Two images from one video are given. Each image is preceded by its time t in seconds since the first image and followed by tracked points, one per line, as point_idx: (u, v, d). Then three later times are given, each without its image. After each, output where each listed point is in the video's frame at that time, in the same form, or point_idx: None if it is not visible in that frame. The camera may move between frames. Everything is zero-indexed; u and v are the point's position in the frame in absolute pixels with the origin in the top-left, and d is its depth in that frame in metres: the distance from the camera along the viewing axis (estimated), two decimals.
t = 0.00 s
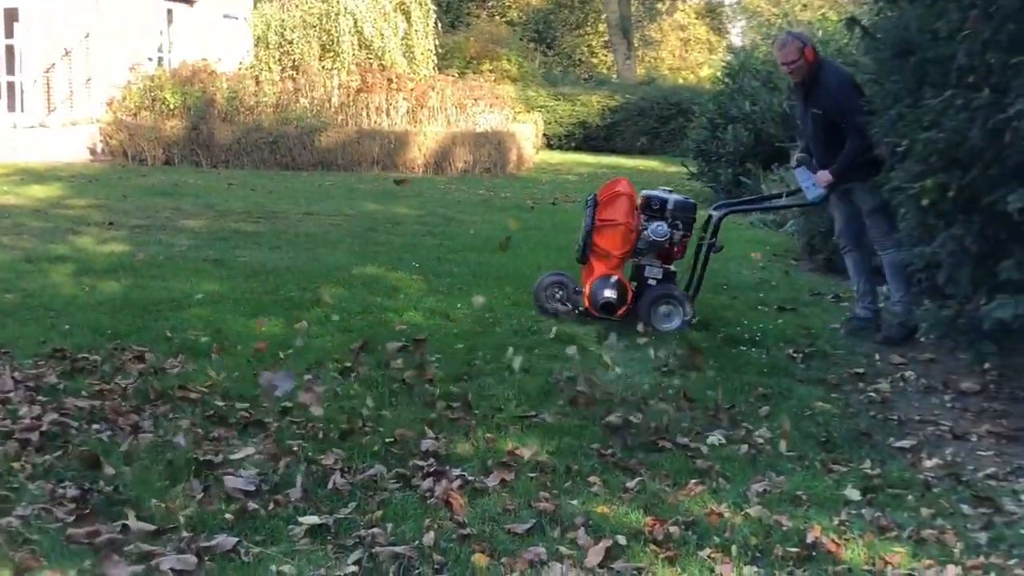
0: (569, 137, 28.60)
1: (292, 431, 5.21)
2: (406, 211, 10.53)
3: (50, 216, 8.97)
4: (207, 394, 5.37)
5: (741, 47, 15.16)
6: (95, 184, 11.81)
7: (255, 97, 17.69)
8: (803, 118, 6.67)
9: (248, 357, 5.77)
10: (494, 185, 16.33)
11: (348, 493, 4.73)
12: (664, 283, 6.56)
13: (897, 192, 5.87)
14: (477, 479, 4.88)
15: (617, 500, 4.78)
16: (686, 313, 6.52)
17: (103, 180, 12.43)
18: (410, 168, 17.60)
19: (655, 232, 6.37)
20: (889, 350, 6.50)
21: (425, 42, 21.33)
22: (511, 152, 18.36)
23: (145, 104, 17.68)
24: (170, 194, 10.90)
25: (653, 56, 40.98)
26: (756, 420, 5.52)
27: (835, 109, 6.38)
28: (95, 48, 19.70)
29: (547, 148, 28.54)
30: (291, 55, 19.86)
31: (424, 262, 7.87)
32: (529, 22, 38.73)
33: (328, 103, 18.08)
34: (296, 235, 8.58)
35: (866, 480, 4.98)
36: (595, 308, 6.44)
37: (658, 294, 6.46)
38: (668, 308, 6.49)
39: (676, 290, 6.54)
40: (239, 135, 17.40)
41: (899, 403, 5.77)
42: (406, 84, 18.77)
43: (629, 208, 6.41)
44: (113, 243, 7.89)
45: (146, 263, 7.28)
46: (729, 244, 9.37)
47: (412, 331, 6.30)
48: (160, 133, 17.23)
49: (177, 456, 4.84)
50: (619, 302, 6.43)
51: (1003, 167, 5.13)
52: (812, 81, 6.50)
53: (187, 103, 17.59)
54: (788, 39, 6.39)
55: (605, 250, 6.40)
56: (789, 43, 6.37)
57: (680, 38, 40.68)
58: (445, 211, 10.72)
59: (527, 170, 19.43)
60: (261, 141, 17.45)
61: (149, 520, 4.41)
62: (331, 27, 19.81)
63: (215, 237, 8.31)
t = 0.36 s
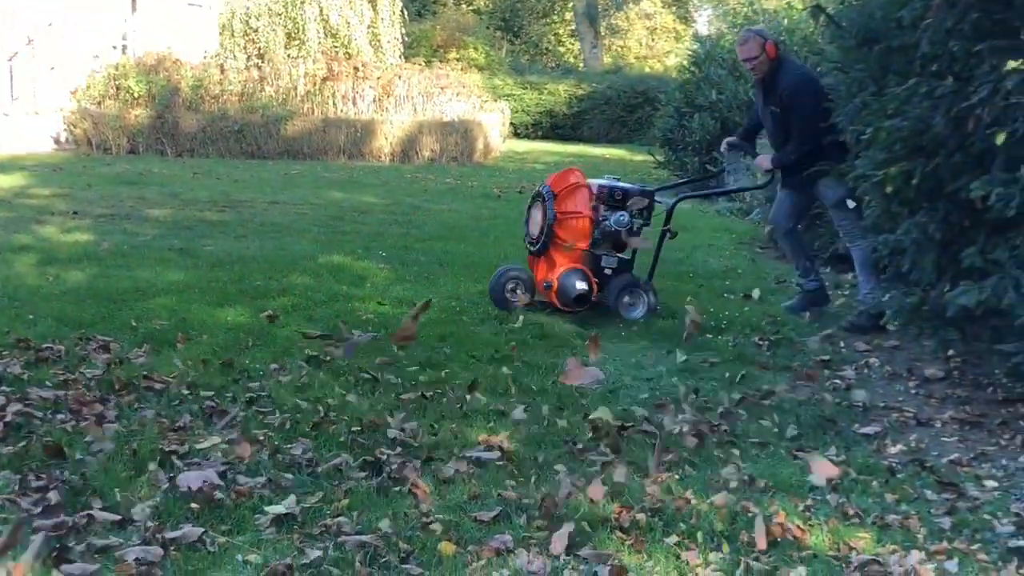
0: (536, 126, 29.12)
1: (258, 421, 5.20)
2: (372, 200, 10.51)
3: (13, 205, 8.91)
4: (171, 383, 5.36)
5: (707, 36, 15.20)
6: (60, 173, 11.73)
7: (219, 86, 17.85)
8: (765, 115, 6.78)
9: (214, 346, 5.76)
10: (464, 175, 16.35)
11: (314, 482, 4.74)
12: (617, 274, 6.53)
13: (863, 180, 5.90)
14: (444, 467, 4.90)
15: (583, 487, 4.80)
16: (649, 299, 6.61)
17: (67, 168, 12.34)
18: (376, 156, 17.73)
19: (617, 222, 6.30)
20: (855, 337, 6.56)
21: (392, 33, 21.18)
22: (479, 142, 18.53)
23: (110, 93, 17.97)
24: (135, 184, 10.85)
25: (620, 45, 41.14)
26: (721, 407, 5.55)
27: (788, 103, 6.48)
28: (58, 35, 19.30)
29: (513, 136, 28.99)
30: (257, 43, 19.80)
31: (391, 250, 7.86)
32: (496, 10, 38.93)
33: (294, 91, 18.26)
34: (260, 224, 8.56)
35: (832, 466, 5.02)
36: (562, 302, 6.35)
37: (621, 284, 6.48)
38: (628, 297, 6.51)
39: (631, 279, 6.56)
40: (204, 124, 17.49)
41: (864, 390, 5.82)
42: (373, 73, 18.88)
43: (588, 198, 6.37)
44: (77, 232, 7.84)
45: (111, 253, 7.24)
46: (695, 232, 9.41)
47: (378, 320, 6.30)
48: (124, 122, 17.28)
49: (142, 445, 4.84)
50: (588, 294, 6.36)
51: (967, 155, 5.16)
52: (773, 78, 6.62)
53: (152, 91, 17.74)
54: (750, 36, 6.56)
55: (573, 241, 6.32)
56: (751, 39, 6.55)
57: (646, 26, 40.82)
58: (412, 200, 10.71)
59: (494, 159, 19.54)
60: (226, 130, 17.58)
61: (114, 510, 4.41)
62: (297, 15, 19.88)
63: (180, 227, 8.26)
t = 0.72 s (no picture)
0: (526, 121, 29.33)
1: (247, 416, 5.20)
2: (360, 194, 10.52)
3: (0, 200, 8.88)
4: (160, 379, 5.35)
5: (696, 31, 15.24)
6: (48, 168, 11.69)
7: (209, 81, 17.75)
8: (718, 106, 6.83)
9: (203, 341, 5.76)
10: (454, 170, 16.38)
11: (304, 478, 4.74)
12: (569, 273, 6.41)
13: (851, 176, 5.90)
14: (433, 463, 4.91)
15: (573, 482, 4.82)
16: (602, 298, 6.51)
17: (54, 164, 12.29)
18: (366, 151, 17.82)
19: (576, 223, 6.17)
20: (842, 332, 6.58)
21: (381, 26, 21.22)
22: (468, 136, 18.69)
23: (98, 88, 17.64)
24: (124, 179, 10.81)
25: (609, 41, 41.21)
26: (709, 402, 5.57)
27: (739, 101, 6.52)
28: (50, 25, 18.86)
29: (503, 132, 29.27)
30: (245, 38, 19.16)
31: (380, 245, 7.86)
32: (485, 5, 38.91)
33: (282, 86, 18.23)
34: (249, 219, 8.57)
35: (821, 461, 5.04)
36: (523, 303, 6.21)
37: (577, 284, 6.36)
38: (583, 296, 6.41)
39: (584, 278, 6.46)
40: (193, 118, 17.43)
41: (852, 384, 5.84)
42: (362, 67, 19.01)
43: (549, 197, 6.18)
44: (65, 227, 7.82)
45: (99, 249, 7.22)
46: (683, 227, 9.44)
47: (367, 316, 6.31)
48: (113, 116, 17.33)
49: (131, 441, 4.84)
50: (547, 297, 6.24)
51: (955, 150, 5.17)
52: (724, 71, 6.62)
53: (141, 86, 17.52)
54: (700, 29, 6.48)
55: (534, 243, 6.16)
56: (703, 31, 6.48)
57: (635, 21, 40.96)
58: (402, 195, 10.71)
59: (484, 154, 19.80)
60: (216, 125, 17.58)
61: (103, 506, 4.41)
62: (285, 10, 19.75)
63: (169, 222, 8.24)
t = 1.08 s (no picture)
0: (536, 120, 29.24)
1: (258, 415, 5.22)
2: (370, 194, 10.54)
3: (12, 198, 8.92)
4: (170, 377, 5.36)
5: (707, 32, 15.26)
6: (60, 167, 11.75)
7: (219, 80, 17.94)
8: (679, 108, 6.86)
9: (213, 340, 5.77)
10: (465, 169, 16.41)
11: (314, 477, 4.75)
12: (533, 274, 6.42)
13: (862, 177, 5.90)
14: (441, 462, 4.91)
15: (583, 482, 4.82)
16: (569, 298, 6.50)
17: (67, 162, 12.35)
18: (377, 150, 17.82)
19: (532, 223, 6.21)
20: (853, 332, 6.57)
21: (392, 24, 20.75)
22: (477, 136, 18.78)
23: (110, 87, 18.02)
24: (135, 178, 10.85)
25: (620, 41, 41.21)
26: (720, 402, 5.56)
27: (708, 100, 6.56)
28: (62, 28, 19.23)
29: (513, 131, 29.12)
30: (256, 37, 18.69)
31: (390, 244, 7.88)
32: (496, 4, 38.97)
33: (294, 86, 18.39)
34: (262, 218, 8.58)
35: (832, 462, 5.04)
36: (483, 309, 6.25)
37: (540, 285, 6.37)
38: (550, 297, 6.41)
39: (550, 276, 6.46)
40: (203, 118, 17.57)
41: (863, 385, 5.83)
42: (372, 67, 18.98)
43: (502, 199, 6.21)
44: (76, 226, 7.85)
45: (109, 247, 7.24)
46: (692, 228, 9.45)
47: (378, 314, 6.31)
48: (124, 116, 17.63)
49: (143, 440, 4.85)
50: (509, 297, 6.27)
51: (966, 151, 5.16)
52: (691, 72, 6.65)
53: (151, 85, 17.81)
54: (670, 28, 6.53)
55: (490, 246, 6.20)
56: (673, 31, 6.53)
57: (645, 21, 41.08)
58: (412, 194, 10.74)
59: (493, 155, 19.85)
60: (226, 124, 17.67)
61: (115, 505, 4.43)
62: (296, 9, 19.14)
63: (179, 221, 8.27)
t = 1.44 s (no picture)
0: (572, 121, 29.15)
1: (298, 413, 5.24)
2: (409, 194, 10.60)
3: (56, 197, 9.01)
4: (210, 375, 5.39)
5: (745, 32, 15.21)
6: (102, 166, 11.84)
7: (259, 81, 17.95)
8: (678, 95, 6.81)
9: (254, 338, 5.80)
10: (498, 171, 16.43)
11: (354, 475, 4.77)
12: (509, 272, 6.38)
13: (903, 179, 5.86)
14: (480, 461, 4.92)
15: (621, 484, 4.81)
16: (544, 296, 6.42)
17: (110, 162, 12.45)
18: (414, 151, 17.94)
19: (501, 218, 6.23)
20: (892, 335, 6.54)
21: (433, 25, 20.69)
22: (515, 136, 18.84)
23: (151, 87, 17.83)
24: (178, 177, 10.92)
25: (657, 42, 41.15)
26: (760, 404, 5.54)
27: (708, 84, 6.54)
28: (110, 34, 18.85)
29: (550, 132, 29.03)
30: (296, 38, 18.45)
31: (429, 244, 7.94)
32: (533, 5, 39.00)
33: (332, 86, 18.50)
34: (304, 218, 8.60)
35: (872, 465, 5.01)
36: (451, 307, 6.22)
37: (511, 283, 6.32)
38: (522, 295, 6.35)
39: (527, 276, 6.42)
40: (242, 118, 17.66)
41: (903, 387, 5.80)
42: (411, 68, 19.10)
43: (471, 195, 6.21)
44: (118, 225, 7.90)
45: (151, 246, 7.30)
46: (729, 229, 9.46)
47: (415, 314, 6.34)
48: (164, 116, 17.64)
49: (185, 436, 4.88)
50: (478, 295, 6.22)
51: (1010, 154, 5.12)
52: (694, 57, 6.63)
53: (192, 86, 17.77)
54: (676, 11, 6.50)
55: (454, 243, 6.19)
56: (677, 13, 6.51)
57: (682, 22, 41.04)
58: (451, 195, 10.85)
59: (531, 154, 19.97)
60: (266, 124, 17.75)
61: (156, 501, 4.46)
62: (335, 10, 18.67)
63: (219, 220, 8.32)
